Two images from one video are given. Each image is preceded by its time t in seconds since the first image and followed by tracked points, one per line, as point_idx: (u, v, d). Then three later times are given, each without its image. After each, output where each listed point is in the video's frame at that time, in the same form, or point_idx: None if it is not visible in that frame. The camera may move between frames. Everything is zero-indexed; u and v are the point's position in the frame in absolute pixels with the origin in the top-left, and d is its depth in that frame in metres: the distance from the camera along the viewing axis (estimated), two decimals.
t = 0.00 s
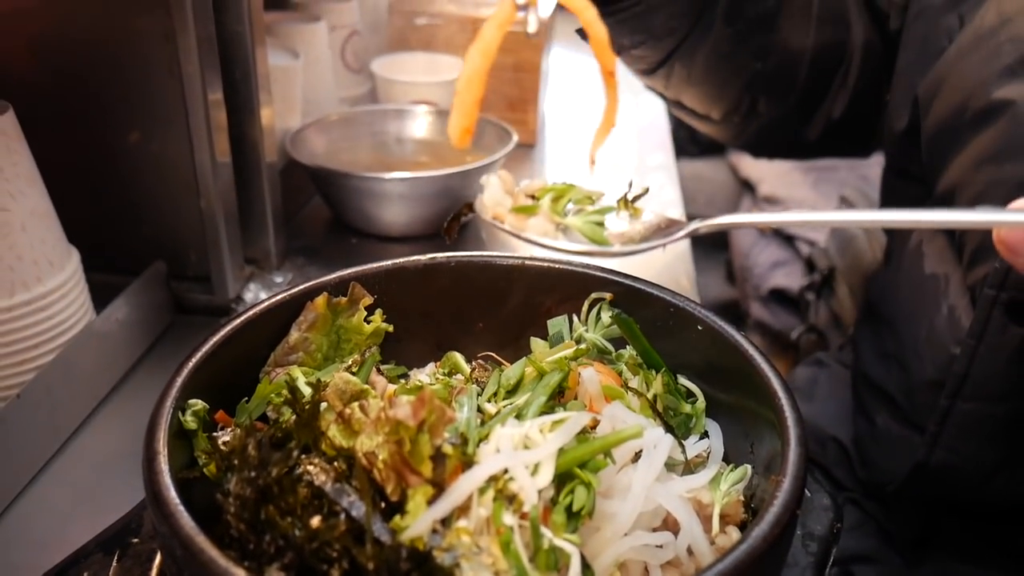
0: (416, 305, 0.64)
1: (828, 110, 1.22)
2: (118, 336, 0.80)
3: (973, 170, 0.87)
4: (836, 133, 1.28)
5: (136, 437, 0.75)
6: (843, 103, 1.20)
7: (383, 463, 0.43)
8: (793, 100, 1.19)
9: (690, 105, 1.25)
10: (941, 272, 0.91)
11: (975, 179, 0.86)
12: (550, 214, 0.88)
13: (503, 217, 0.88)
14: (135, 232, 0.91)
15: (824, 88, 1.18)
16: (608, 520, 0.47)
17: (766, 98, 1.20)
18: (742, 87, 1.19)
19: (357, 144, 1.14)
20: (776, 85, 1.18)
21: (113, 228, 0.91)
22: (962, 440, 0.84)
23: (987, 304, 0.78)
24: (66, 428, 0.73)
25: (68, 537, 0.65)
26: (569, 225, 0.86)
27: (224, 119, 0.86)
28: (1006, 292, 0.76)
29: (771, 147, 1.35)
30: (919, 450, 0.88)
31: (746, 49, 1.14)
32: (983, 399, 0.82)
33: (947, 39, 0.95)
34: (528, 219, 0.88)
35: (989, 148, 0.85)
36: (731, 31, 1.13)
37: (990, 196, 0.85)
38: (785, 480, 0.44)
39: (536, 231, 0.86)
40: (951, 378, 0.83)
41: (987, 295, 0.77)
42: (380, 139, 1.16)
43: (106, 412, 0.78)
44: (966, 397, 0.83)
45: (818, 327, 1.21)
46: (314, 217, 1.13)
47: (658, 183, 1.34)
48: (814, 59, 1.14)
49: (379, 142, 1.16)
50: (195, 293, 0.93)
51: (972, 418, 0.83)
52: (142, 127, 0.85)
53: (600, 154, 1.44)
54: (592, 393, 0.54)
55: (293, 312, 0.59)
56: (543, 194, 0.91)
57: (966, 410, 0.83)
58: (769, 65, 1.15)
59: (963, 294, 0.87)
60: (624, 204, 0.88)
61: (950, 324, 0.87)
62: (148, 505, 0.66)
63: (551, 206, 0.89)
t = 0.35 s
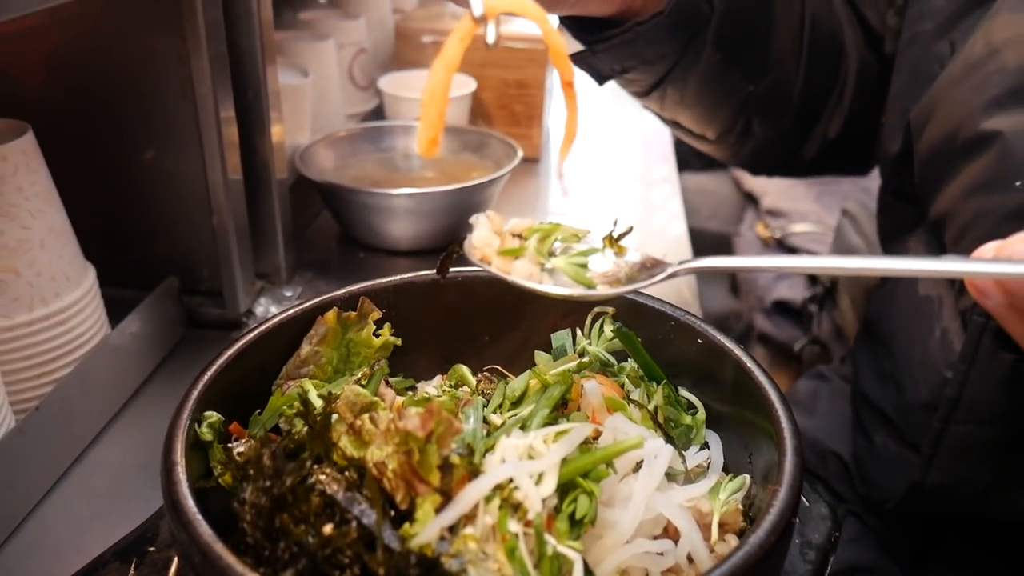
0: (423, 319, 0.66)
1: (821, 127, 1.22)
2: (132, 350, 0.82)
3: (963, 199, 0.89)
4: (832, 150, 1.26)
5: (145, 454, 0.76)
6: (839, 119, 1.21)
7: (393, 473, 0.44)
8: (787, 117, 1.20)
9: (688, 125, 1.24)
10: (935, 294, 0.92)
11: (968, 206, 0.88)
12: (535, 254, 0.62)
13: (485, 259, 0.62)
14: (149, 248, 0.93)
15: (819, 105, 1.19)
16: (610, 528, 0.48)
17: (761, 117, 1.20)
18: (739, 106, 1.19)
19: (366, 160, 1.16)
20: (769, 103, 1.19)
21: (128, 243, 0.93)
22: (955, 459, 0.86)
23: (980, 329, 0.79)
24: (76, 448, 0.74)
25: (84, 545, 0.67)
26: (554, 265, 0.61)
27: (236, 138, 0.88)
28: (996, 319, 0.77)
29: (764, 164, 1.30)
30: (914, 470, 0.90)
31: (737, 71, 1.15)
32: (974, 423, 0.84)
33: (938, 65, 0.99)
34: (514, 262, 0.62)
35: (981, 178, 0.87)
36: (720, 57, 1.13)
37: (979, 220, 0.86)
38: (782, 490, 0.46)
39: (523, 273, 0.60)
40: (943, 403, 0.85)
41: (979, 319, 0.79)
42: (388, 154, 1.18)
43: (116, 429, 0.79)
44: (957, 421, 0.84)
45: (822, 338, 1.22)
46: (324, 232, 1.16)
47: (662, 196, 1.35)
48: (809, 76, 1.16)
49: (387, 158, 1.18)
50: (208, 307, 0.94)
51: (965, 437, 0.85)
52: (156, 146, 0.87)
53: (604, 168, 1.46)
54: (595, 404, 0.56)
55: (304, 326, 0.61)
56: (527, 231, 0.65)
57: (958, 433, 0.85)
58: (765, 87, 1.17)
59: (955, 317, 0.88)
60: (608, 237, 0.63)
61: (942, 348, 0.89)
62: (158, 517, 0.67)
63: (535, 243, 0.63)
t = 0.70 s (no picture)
0: (433, 330, 0.68)
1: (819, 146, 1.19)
2: (148, 360, 0.84)
3: (942, 220, 0.89)
4: (833, 169, 1.23)
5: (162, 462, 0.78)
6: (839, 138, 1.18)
7: (405, 480, 0.47)
8: (785, 131, 1.18)
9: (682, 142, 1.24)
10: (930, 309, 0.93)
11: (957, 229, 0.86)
12: (516, 279, 0.64)
13: (467, 285, 0.64)
14: (165, 260, 0.95)
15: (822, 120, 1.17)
16: (614, 533, 0.50)
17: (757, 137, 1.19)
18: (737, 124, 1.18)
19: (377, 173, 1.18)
20: (766, 116, 1.17)
21: (144, 255, 0.96)
22: (947, 470, 0.88)
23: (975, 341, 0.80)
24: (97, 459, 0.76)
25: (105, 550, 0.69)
26: (533, 290, 0.64)
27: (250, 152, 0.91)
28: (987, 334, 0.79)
29: (758, 183, 1.28)
30: (910, 483, 0.91)
31: (737, 92, 1.16)
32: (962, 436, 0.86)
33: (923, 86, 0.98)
34: (495, 287, 0.64)
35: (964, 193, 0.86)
36: (720, 77, 1.14)
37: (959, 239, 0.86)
38: (780, 496, 0.47)
39: (504, 300, 0.62)
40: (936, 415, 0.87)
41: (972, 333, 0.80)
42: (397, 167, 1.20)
43: (135, 437, 0.81)
44: (949, 433, 0.87)
45: (827, 347, 1.23)
46: (334, 244, 1.18)
47: (670, 206, 1.36)
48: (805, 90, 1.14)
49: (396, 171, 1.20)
50: (221, 318, 0.96)
51: (956, 445, 0.87)
52: (172, 161, 0.89)
53: (611, 181, 1.46)
54: (600, 414, 0.56)
55: (318, 337, 0.62)
56: (508, 256, 0.67)
57: (950, 446, 0.87)
58: (763, 106, 1.16)
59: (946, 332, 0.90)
60: (590, 259, 0.65)
61: (933, 360, 0.90)
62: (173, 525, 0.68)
63: (517, 268, 0.65)
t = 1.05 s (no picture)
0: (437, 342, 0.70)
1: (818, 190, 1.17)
2: (157, 372, 0.85)
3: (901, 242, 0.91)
4: (833, 210, 1.19)
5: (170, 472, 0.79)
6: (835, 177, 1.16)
7: (407, 487, 0.50)
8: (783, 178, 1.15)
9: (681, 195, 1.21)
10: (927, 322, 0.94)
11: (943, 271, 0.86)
12: (481, 329, 0.61)
13: (434, 335, 0.62)
14: (174, 273, 0.97)
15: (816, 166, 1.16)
16: (611, 540, 0.52)
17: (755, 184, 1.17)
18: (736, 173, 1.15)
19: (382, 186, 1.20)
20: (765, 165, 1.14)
21: (153, 268, 0.97)
22: (931, 484, 0.89)
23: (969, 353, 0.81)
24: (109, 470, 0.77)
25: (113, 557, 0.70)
26: (498, 338, 0.61)
27: (258, 166, 0.92)
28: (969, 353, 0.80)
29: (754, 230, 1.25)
30: (895, 500, 0.92)
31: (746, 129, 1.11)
32: (941, 449, 0.88)
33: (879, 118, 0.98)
34: (461, 338, 0.61)
35: (919, 216, 0.88)
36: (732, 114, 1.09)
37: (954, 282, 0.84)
38: (771, 506, 0.48)
39: (468, 353, 0.60)
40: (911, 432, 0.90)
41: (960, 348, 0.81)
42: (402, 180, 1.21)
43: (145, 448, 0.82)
44: (926, 449, 0.88)
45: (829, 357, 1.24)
46: (340, 256, 1.19)
47: (674, 220, 1.37)
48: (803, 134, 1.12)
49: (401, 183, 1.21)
50: (229, 330, 0.98)
51: (938, 456, 0.88)
52: (181, 176, 0.91)
53: (615, 195, 1.46)
54: (597, 423, 0.60)
55: (324, 349, 0.64)
56: (476, 300, 0.63)
57: (927, 463, 0.89)
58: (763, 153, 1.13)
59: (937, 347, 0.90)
60: (558, 300, 0.61)
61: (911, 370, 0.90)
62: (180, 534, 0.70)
63: (483, 315, 0.62)
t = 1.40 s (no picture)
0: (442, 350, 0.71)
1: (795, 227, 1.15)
2: (167, 379, 0.86)
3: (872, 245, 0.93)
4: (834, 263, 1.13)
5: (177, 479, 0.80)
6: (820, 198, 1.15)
7: (414, 493, 0.51)
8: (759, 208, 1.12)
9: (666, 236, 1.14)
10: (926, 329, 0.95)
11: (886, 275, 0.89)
12: (474, 323, 0.59)
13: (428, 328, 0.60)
14: (184, 283, 0.99)
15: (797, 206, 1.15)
16: (613, 544, 0.53)
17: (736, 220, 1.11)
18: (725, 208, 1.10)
19: (388, 197, 1.21)
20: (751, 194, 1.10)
21: (165, 278, 0.99)
22: (903, 480, 0.90)
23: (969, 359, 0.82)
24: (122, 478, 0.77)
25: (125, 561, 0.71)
26: (492, 334, 0.60)
27: (265, 177, 0.94)
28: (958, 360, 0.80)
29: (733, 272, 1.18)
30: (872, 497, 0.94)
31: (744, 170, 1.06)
32: (908, 441, 0.89)
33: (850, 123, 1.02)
34: (454, 332, 0.59)
35: (879, 217, 0.91)
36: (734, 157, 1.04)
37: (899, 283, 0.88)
38: (770, 511, 0.48)
39: (461, 347, 0.58)
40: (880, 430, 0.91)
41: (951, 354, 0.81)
42: (408, 189, 1.23)
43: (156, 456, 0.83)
44: (893, 443, 0.90)
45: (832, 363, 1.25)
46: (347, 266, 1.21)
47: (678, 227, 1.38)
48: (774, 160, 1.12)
49: (407, 193, 1.22)
50: (238, 338, 0.99)
51: (903, 450, 0.90)
52: (190, 188, 0.92)
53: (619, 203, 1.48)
54: (601, 430, 0.61)
55: (331, 358, 0.65)
56: (472, 297, 0.62)
57: (897, 455, 0.90)
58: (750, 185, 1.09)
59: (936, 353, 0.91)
60: (553, 303, 0.61)
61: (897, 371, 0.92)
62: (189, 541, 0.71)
63: (478, 311, 0.60)
